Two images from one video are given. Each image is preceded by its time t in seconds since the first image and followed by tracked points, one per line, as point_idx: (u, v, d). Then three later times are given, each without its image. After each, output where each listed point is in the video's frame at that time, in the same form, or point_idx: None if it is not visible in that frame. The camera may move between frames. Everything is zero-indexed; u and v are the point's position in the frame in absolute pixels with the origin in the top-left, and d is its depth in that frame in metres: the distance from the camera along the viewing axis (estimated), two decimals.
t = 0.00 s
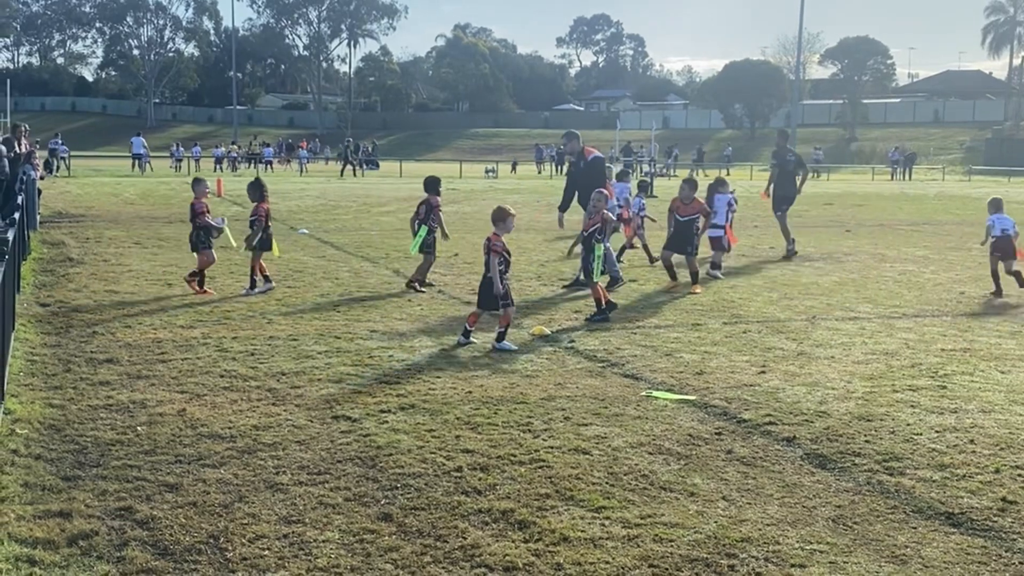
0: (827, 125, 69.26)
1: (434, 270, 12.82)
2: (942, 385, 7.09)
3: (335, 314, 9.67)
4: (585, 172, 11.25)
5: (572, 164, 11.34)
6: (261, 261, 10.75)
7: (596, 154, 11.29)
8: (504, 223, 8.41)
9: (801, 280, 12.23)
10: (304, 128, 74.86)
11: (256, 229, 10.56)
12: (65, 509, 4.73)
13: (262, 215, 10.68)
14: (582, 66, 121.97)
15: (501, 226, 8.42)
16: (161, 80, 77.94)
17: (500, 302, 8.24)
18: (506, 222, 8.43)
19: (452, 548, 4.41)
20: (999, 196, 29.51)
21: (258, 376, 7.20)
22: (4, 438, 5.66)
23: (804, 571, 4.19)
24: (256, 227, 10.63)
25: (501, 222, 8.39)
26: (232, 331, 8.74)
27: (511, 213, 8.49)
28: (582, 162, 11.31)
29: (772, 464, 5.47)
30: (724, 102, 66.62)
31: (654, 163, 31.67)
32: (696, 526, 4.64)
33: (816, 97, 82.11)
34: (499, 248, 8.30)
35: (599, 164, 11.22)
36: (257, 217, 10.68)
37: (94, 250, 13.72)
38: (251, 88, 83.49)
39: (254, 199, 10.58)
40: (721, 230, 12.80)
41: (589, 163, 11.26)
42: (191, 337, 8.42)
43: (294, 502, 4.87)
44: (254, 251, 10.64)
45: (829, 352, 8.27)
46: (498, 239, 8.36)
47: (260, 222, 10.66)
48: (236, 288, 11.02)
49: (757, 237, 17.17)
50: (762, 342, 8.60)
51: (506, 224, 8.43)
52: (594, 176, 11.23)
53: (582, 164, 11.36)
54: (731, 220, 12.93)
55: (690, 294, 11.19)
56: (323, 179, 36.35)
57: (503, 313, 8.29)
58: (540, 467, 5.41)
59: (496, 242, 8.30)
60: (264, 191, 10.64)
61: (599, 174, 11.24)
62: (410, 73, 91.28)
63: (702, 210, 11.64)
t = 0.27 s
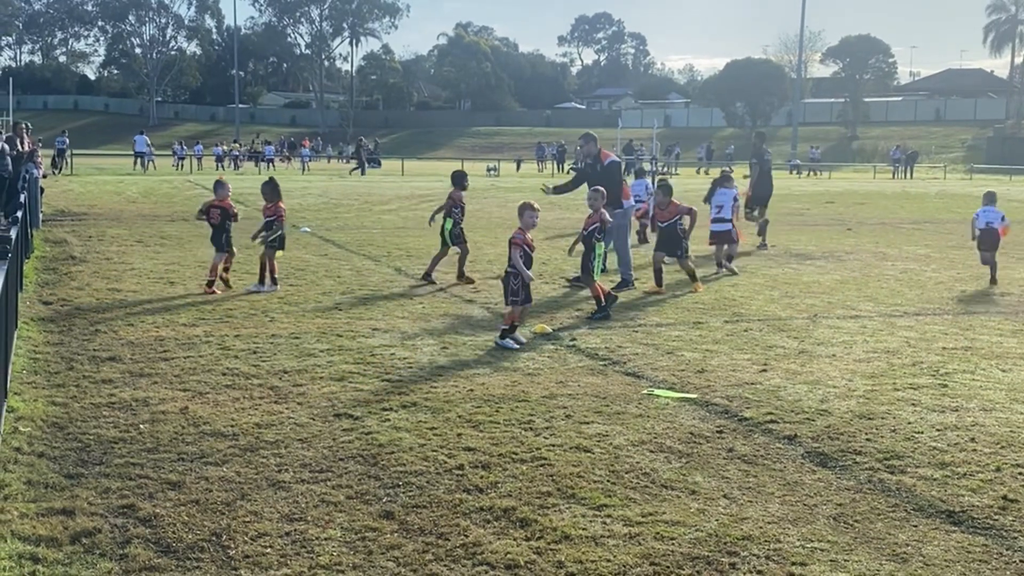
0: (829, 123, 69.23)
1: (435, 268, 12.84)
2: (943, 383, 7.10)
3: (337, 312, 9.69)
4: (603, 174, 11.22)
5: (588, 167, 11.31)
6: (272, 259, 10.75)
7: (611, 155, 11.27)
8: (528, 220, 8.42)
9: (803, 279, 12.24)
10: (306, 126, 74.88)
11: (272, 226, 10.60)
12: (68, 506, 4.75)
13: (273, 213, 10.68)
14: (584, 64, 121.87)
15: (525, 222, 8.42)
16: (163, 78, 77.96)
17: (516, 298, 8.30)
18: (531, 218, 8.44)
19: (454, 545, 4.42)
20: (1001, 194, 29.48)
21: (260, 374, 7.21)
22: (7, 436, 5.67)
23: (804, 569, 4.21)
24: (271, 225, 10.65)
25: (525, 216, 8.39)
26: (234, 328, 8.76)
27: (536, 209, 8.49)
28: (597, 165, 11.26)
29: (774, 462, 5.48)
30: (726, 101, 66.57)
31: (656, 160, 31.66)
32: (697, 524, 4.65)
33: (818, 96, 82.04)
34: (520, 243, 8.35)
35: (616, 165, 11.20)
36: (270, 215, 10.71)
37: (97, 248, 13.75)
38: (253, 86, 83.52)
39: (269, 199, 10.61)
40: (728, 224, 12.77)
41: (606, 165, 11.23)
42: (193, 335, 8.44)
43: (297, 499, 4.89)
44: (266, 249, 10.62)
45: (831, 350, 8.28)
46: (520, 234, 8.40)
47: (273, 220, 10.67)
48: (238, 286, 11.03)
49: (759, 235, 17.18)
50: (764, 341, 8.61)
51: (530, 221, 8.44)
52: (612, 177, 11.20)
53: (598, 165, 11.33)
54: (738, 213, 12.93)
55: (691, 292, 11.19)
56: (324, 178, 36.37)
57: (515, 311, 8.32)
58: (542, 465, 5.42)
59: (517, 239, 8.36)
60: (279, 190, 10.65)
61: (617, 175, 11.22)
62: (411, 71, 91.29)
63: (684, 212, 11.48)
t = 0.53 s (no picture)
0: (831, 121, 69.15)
1: (437, 266, 12.83)
2: (944, 381, 7.09)
3: (337, 310, 9.68)
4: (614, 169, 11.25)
5: (600, 161, 11.36)
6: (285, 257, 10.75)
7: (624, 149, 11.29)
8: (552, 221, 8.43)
9: (805, 276, 12.23)
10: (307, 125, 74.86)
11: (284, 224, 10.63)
12: (69, 502, 4.75)
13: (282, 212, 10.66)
14: (586, 62, 121.73)
15: (548, 223, 8.43)
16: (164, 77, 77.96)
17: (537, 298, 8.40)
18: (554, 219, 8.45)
19: (455, 542, 4.42)
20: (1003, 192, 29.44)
21: (261, 371, 7.20)
22: (8, 432, 5.67)
23: (805, 566, 4.20)
24: (286, 224, 10.63)
25: (548, 217, 8.39)
26: (235, 326, 8.76)
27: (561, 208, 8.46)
28: (611, 158, 11.32)
29: (774, 459, 5.48)
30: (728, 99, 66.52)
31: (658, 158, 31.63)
32: (698, 521, 4.65)
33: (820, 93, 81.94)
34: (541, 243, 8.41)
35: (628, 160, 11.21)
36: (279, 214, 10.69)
37: (97, 246, 13.73)
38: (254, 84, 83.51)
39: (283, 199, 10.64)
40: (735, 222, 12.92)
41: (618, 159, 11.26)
42: (194, 332, 8.44)
43: (297, 496, 4.88)
44: (281, 247, 10.60)
45: (833, 347, 8.26)
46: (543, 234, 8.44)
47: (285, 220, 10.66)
48: (240, 283, 11.01)
49: (761, 233, 17.17)
50: (765, 338, 8.61)
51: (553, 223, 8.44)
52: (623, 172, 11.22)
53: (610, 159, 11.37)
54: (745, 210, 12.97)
55: (693, 290, 11.18)
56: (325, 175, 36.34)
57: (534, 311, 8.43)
58: (542, 462, 5.41)
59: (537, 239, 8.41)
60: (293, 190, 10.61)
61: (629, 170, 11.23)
62: (413, 69, 91.27)
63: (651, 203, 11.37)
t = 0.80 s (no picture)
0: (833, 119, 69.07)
1: (438, 264, 12.83)
2: (945, 377, 7.08)
3: (339, 306, 9.68)
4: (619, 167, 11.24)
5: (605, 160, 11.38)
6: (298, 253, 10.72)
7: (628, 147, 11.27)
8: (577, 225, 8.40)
9: (806, 274, 12.23)
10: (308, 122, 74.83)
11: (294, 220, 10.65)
12: (70, 498, 4.75)
13: (298, 209, 10.66)
14: (588, 60, 121.67)
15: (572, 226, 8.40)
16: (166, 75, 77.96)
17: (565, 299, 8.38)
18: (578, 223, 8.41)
19: (456, 537, 4.42)
20: (1005, 190, 29.40)
21: (262, 368, 7.20)
22: (9, 429, 5.67)
23: (806, 561, 4.20)
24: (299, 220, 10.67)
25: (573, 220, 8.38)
26: (237, 323, 8.76)
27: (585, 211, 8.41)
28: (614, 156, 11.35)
29: (775, 455, 5.47)
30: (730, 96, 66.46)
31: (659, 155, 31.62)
32: (698, 516, 4.65)
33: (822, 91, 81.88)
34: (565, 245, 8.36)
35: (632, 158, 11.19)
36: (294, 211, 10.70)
37: (99, 243, 13.74)
38: (255, 82, 83.50)
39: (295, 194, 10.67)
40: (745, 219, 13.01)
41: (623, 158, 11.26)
42: (195, 329, 8.44)
43: (298, 491, 4.89)
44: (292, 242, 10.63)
45: (835, 344, 8.26)
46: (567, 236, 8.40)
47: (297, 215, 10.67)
48: (242, 281, 11.01)
49: (762, 231, 17.16)
50: (767, 334, 8.61)
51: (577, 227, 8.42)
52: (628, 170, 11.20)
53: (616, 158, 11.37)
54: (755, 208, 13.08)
55: (694, 287, 11.18)
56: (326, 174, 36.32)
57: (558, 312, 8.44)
58: (543, 458, 5.41)
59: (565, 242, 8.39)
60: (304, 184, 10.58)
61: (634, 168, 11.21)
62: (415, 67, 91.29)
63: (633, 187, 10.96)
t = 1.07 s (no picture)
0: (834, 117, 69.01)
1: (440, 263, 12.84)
2: (947, 376, 7.09)
3: (341, 306, 9.69)
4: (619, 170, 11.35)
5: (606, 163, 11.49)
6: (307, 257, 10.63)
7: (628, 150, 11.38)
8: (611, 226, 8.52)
9: (806, 273, 12.24)
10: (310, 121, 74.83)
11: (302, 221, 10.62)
12: (73, 497, 4.77)
13: (313, 209, 10.69)
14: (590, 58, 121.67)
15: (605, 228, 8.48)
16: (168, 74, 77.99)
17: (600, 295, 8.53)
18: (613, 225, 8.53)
19: (458, 537, 4.43)
20: (1007, 188, 29.38)
21: (265, 367, 7.22)
22: (12, 428, 5.68)
23: (808, 560, 4.21)
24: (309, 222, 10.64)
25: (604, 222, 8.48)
26: (239, 322, 8.78)
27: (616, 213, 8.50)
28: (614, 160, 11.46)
29: (777, 455, 5.48)
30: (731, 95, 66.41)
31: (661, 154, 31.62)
32: (700, 516, 4.66)
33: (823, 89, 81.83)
34: (596, 242, 8.44)
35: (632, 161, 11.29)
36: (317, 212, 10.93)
37: (102, 242, 13.76)
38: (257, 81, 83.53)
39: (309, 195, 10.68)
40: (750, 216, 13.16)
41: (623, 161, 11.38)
42: (198, 328, 8.45)
43: (300, 491, 4.90)
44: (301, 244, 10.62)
45: (837, 343, 8.26)
46: (599, 237, 8.47)
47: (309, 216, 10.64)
48: (244, 281, 11.03)
49: (764, 230, 17.17)
50: (768, 334, 8.62)
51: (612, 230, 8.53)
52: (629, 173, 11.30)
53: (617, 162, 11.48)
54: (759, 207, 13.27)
55: (696, 287, 11.18)
56: (329, 173, 36.32)
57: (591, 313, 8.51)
58: (545, 457, 5.42)
59: (599, 243, 8.46)
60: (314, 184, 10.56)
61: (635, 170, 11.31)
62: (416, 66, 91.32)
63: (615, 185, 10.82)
